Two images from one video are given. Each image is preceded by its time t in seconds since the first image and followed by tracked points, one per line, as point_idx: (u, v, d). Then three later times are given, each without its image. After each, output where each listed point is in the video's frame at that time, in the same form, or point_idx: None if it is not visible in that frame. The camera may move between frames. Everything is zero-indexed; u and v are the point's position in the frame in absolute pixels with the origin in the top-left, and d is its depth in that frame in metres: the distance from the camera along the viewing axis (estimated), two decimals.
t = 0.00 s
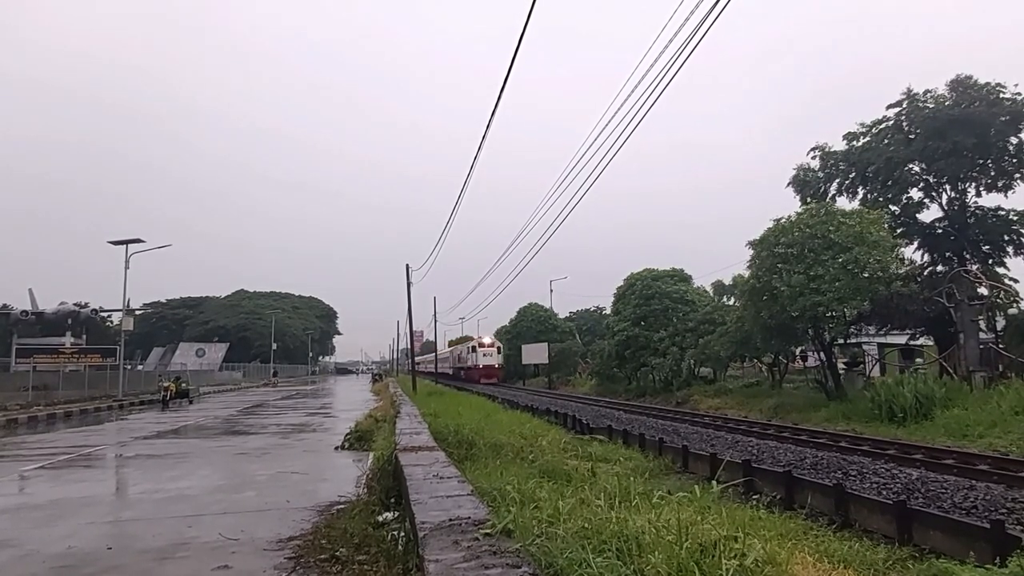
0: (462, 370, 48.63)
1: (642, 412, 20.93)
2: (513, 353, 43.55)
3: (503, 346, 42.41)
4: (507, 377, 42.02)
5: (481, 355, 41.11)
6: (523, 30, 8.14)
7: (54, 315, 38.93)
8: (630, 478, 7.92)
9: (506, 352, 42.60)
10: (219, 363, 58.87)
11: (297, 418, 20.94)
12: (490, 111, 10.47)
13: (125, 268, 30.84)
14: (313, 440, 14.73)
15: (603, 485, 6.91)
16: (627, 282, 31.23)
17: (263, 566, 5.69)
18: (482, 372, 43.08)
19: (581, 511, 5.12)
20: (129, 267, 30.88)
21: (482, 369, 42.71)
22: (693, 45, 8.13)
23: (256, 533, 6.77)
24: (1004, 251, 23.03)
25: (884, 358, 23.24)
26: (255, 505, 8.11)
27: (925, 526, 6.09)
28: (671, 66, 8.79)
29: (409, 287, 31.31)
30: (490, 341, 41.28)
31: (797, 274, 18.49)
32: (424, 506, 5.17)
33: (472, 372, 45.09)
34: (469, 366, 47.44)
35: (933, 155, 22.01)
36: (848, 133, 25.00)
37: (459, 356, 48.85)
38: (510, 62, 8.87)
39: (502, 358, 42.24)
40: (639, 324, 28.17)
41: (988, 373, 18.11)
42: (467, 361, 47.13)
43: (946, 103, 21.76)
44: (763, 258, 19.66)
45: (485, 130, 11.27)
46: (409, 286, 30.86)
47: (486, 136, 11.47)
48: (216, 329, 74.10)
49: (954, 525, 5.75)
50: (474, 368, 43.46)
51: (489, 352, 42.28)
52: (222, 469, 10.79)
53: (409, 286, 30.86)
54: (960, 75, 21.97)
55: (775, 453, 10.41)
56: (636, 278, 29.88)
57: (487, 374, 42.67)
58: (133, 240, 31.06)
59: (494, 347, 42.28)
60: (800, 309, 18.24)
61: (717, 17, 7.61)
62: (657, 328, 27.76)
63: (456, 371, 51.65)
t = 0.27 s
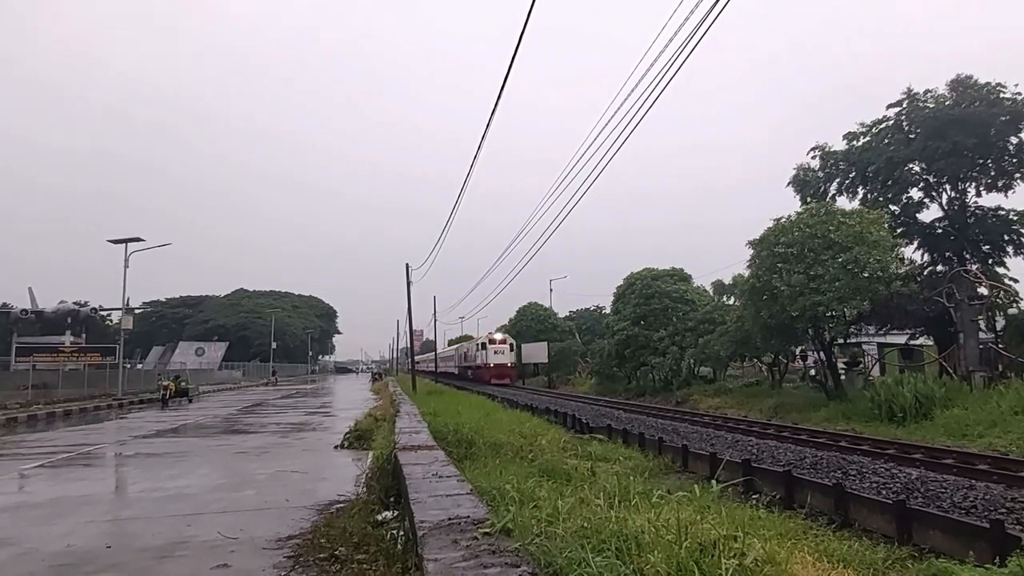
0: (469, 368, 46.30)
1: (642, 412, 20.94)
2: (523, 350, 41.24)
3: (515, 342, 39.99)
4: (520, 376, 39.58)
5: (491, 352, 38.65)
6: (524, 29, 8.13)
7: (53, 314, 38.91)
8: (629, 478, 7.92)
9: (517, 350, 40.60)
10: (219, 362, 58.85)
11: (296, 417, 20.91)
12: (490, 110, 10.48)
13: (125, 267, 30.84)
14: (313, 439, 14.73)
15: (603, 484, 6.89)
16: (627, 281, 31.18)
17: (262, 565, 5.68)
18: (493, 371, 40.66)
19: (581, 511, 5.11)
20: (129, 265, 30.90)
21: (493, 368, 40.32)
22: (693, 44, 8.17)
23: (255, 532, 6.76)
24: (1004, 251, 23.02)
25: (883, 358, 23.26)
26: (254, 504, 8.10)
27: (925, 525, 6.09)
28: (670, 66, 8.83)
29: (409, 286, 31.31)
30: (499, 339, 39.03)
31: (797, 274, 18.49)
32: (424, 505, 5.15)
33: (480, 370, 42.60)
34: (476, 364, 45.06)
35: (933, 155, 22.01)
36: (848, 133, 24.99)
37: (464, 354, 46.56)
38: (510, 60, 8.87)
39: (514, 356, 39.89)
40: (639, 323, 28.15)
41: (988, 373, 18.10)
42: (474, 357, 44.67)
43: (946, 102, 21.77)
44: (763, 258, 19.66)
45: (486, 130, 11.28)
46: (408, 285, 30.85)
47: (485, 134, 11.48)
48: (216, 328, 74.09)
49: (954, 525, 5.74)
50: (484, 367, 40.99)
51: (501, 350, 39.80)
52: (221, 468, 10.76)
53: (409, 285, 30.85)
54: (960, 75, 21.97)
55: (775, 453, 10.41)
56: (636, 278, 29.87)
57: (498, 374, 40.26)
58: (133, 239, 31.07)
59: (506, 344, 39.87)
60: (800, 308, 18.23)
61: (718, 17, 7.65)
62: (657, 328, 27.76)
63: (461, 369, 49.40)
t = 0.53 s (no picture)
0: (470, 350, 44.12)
1: (632, 393, 21.07)
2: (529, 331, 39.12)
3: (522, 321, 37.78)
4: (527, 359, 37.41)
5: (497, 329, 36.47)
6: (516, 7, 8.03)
7: (41, 295, 38.57)
8: (620, 458, 7.99)
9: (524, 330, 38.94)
10: (210, 344, 58.68)
11: (287, 398, 20.91)
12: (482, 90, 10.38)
13: (113, 248, 30.59)
14: (305, 420, 14.75)
15: (593, 465, 6.95)
16: (619, 263, 31.21)
17: (254, 544, 5.72)
18: (500, 352, 38.45)
19: (570, 490, 5.16)
20: (117, 246, 30.65)
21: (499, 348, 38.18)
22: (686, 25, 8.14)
23: (247, 511, 6.80)
24: (993, 234, 23.18)
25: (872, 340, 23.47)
26: (245, 484, 8.12)
27: (909, 504, 6.17)
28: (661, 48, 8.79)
29: (399, 267, 31.24)
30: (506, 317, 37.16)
31: (788, 256, 18.56)
32: (415, 485, 5.18)
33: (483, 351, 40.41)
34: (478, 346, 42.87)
35: (925, 137, 22.03)
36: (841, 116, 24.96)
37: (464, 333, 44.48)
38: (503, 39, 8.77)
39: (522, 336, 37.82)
40: (630, 305, 28.22)
41: (974, 355, 18.29)
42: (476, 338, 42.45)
43: (939, 85, 21.74)
44: (753, 240, 19.71)
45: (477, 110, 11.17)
46: (400, 266, 30.77)
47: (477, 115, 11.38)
48: (206, 310, 73.78)
49: (938, 504, 5.82)
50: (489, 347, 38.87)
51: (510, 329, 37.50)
52: (212, 449, 10.77)
53: (400, 266, 30.77)
54: (953, 58, 21.91)
55: (764, 433, 10.51)
56: (628, 259, 29.90)
57: (505, 355, 38.04)
58: (121, 219, 30.78)
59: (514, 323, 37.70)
60: (791, 291, 18.33)
61: None
62: (648, 309, 27.85)
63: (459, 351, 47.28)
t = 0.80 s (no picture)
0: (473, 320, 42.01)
1: (621, 361, 21.24)
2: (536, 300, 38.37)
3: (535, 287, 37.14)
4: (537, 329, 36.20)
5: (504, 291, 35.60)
6: None
7: (25, 263, 38.15)
8: (607, 425, 8.09)
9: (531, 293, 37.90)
10: (198, 312, 58.45)
11: (277, 366, 20.88)
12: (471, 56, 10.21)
13: (98, 215, 30.23)
14: (294, 388, 14.79)
15: (581, 432, 7.03)
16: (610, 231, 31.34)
17: (245, 510, 5.77)
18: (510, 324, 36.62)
19: (558, 457, 5.22)
20: (101, 214, 30.29)
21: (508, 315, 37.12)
22: None
23: (237, 478, 6.85)
24: (980, 205, 23.34)
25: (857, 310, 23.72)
26: (236, 451, 8.17)
27: (890, 470, 6.30)
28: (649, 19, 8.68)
29: (388, 236, 31.08)
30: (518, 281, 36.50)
31: (777, 226, 18.61)
32: (404, 452, 5.23)
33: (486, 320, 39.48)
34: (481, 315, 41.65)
35: (916, 107, 21.99)
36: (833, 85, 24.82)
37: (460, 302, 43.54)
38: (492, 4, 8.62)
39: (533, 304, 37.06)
40: (619, 275, 28.28)
41: (958, 325, 18.54)
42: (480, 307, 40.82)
43: (931, 54, 21.61)
44: (743, 209, 19.73)
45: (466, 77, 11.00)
46: (389, 235, 30.62)
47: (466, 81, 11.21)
48: (194, 278, 73.33)
49: (919, 470, 5.94)
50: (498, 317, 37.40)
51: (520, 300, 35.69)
52: (202, 417, 10.79)
53: (389, 235, 30.62)
54: (947, 26, 21.78)
55: (749, 401, 10.66)
56: (618, 229, 29.85)
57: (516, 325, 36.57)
58: (105, 186, 30.34)
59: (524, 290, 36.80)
60: (779, 260, 18.42)
61: None
62: (637, 279, 27.93)
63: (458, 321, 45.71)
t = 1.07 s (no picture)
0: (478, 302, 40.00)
1: (609, 339, 21.36)
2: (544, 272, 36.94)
3: (548, 267, 36.39)
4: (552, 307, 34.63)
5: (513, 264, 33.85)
6: None
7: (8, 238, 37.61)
8: (595, 402, 8.15)
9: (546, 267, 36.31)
10: (185, 289, 58.01)
11: (265, 344, 20.80)
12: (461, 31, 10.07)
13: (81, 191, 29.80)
14: (283, 365, 14.77)
15: (568, 409, 7.07)
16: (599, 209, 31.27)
17: (234, 486, 5.79)
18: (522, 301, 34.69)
19: (546, 433, 5.26)
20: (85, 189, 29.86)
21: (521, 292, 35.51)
22: None
23: (226, 454, 6.86)
24: (966, 184, 23.49)
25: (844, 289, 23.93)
26: (224, 428, 8.17)
27: (872, 446, 6.40)
28: None
29: (377, 214, 30.89)
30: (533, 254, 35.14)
31: (766, 205, 18.66)
32: (392, 429, 5.24)
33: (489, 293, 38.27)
34: (486, 294, 40.23)
35: (906, 87, 21.99)
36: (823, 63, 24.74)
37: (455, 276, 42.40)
38: None
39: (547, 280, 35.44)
40: (609, 253, 28.34)
41: (942, 304, 18.71)
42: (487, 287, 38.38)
43: (922, 32, 21.55)
44: (733, 188, 19.75)
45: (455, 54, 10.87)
46: (377, 212, 30.42)
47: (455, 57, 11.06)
48: (180, 255, 72.69)
49: (900, 446, 6.04)
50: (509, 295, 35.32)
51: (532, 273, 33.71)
52: (190, 394, 10.76)
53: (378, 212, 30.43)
54: (938, 5, 21.73)
55: (736, 378, 10.77)
56: (607, 207, 29.85)
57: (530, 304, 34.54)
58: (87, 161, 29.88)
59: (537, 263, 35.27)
60: (768, 239, 18.49)
61: None
62: (627, 257, 28.00)
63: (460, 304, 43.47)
